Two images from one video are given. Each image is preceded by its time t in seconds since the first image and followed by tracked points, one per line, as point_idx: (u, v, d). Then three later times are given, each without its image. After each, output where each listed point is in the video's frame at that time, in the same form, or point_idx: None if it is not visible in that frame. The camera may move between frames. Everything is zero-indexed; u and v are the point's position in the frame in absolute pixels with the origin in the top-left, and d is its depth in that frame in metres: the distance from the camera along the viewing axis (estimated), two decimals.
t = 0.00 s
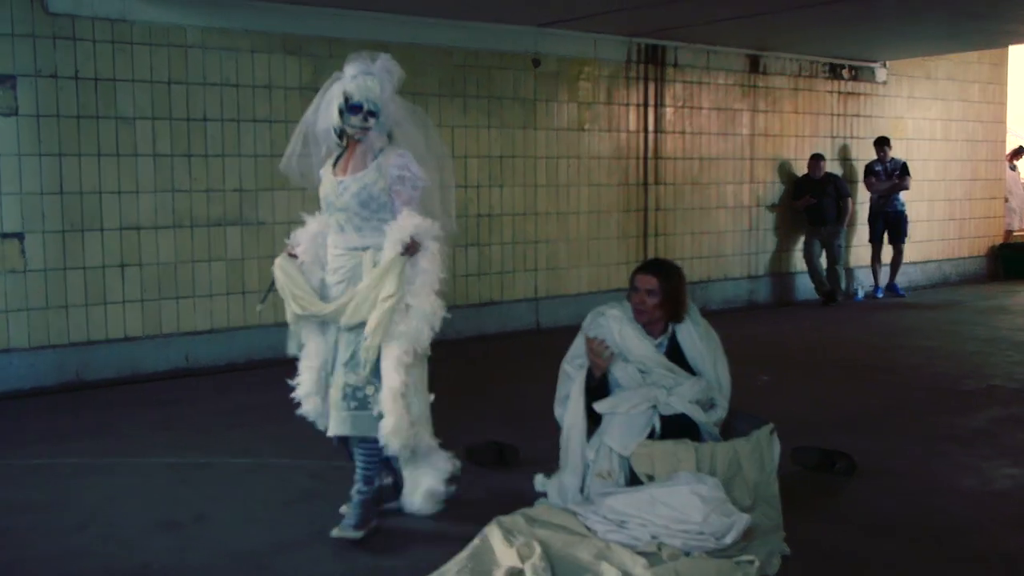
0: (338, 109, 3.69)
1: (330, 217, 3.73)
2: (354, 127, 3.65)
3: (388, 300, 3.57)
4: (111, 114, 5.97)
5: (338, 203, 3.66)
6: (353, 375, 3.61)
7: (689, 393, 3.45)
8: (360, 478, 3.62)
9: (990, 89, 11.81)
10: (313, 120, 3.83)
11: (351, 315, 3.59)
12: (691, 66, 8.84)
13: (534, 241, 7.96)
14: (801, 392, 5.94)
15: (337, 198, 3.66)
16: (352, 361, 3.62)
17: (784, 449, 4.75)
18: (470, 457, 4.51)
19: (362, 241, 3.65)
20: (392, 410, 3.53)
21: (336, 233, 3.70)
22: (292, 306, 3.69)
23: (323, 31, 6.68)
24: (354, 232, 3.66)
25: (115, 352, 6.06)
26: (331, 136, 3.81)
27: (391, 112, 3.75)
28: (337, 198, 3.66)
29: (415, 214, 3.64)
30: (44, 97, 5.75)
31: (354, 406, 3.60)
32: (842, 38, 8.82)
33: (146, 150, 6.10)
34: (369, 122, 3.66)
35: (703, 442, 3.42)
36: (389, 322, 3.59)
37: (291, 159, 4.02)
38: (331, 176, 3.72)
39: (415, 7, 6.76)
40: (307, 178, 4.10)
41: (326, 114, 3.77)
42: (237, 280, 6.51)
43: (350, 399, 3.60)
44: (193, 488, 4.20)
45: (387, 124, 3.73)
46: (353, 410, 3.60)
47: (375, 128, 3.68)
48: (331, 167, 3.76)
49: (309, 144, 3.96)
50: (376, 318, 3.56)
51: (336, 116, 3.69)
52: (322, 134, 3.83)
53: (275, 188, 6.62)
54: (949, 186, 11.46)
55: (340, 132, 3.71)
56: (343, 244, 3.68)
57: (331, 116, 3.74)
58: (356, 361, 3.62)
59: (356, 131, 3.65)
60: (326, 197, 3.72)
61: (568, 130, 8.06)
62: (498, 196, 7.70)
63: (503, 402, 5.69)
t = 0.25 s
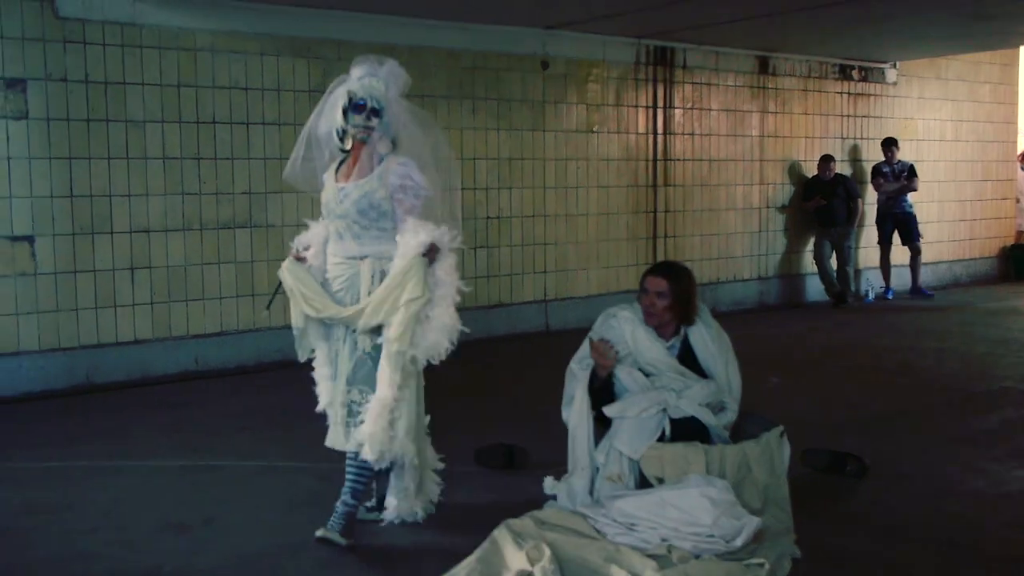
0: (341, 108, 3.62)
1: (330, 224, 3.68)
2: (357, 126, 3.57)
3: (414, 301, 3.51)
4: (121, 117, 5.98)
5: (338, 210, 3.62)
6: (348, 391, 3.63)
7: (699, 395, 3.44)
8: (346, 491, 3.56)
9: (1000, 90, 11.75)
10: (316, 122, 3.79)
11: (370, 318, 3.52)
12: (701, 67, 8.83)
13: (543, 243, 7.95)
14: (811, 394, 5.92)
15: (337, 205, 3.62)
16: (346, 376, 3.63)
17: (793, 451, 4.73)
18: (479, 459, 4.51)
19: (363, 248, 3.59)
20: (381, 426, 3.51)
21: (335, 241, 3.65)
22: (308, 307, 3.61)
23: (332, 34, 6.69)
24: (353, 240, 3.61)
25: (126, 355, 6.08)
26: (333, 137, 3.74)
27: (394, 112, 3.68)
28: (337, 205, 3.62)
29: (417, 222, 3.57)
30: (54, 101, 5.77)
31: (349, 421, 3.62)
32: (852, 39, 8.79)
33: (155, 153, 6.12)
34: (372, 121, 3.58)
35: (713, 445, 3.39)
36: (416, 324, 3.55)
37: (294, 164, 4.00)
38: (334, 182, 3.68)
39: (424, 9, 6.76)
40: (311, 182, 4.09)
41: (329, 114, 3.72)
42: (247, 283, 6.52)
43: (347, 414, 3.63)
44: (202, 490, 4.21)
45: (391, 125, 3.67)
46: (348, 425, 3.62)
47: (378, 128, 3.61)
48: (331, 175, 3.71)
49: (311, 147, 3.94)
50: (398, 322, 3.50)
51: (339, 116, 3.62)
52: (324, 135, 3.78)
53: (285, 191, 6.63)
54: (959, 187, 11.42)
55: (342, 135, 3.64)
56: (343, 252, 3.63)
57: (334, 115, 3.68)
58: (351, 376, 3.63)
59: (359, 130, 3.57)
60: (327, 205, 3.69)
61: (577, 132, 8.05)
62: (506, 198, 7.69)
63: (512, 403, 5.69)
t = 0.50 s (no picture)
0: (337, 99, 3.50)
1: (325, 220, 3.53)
2: (352, 117, 3.44)
3: (438, 295, 3.35)
4: (127, 114, 5.97)
5: (333, 205, 3.46)
6: (352, 395, 3.44)
7: (706, 392, 3.38)
8: (350, 495, 3.42)
9: (1013, 85, 11.65)
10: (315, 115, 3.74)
11: (388, 299, 3.32)
12: (710, 63, 8.76)
13: (551, 239, 7.91)
14: (821, 392, 5.87)
15: (332, 200, 3.46)
16: (349, 380, 3.45)
17: (803, 450, 4.68)
18: (486, 457, 4.47)
19: (360, 245, 3.46)
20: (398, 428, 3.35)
21: (331, 238, 3.51)
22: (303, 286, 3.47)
23: (339, 30, 6.66)
24: (348, 238, 3.46)
25: (133, 351, 6.07)
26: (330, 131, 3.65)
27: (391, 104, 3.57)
28: (332, 199, 3.47)
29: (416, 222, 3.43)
30: (60, 97, 5.75)
31: (360, 428, 3.43)
32: (863, 34, 8.71)
33: (162, 150, 6.10)
34: (368, 112, 3.45)
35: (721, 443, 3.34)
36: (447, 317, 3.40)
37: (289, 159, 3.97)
38: (327, 177, 3.53)
39: (431, 5, 6.72)
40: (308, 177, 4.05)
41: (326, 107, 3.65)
42: (254, 280, 6.50)
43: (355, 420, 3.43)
44: (208, 488, 4.19)
45: (387, 118, 3.54)
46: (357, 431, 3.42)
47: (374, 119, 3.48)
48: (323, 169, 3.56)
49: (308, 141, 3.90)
50: (431, 314, 3.34)
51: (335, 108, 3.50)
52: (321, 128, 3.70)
53: (292, 187, 6.61)
54: (971, 183, 11.33)
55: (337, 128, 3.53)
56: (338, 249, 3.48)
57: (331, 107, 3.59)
58: (353, 380, 3.44)
59: (354, 121, 3.44)
60: (320, 199, 3.53)
61: (585, 128, 8.01)
62: (514, 194, 7.66)
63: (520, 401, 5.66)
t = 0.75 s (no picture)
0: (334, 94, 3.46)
1: (321, 216, 3.46)
2: (350, 110, 3.40)
3: (448, 295, 3.28)
4: (134, 114, 5.98)
5: (331, 201, 3.41)
6: (350, 397, 3.36)
7: (712, 393, 3.37)
8: (356, 498, 3.40)
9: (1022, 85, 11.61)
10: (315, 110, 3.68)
11: (397, 291, 3.28)
12: (717, 63, 8.75)
13: (558, 240, 7.91)
14: (828, 393, 5.85)
15: (330, 195, 3.41)
16: (347, 382, 3.36)
17: (810, 451, 4.67)
18: (492, 458, 4.47)
19: (359, 242, 3.39)
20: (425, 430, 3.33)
21: (327, 234, 3.44)
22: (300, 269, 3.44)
23: (345, 30, 6.66)
24: (346, 235, 3.40)
25: (139, 351, 6.09)
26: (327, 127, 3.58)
27: (390, 96, 3.50)
28: (331, 195, 3.41)
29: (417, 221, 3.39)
30: (67, 98, 5.77)
31: (356, 429, 3.36)
32: (870, 34, 8.68)
33: (168, 150, 6.11)
34: (365, 105, 3.42)
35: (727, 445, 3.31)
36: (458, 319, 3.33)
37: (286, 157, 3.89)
38: (324, 173, 3.46)
39: (438, 5, 6.72)
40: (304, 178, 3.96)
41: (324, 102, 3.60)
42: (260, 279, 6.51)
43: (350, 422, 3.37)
44: (214, 488, 4.19)
45: (386, 112, 3.49)
46: (356, 433, 3.37)
47: (372, 113, 3.43)
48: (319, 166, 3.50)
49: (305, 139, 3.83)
50: (444, 314, 3.27)
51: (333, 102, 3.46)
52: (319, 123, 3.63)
53: (298, 187, 6.62)
54: (980, 183, 11.29)
55: (335, 123, 3.47)
56: (335, 246, 3.42)
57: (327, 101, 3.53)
58: (352, 381, 3.36)
59: (352, 115, 3.40)
60: (316, 195, 3.46)
61: (592, 128, 8.00)
62: (520, 195, 7.65)
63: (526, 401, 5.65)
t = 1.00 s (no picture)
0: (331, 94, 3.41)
1: (316, 217, 3.40)
2: (348, 111, 3.36)
3: (452, 298, 3.28)
4: (141, 116, 6.00)
5: (328, 203, 3.35)
6: (348, 408, 3.26)
7: (718, 395, 3.36)
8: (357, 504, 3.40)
9: None
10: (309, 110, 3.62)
11: (400, 290, 3.25)
12: (723, 65, 8.74)
13: (563, 242, 7.91)
14: (834, 396, 5.84)
15: (327, 197, 3.35)
16: (345, 392, 3.26)
17: (815, 454, 4.66)
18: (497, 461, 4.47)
19: (357, 244, 3.34)
20: (455, 440, 3.32)
21: (322, 237, 3.37)
22: (295, 266, 3.30)
23: (352, 33, 6.67)
24: (343, 238, 3.34)
25: (146, 353, 6.10)
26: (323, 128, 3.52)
27: (390, 97, 3.46)
28: (328, 196, 3.35)
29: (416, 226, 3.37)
30: (74, 101, 5.79)
31: (353, 440, 3.26)
32: (877, 36, 8.67)
33: (175, 152, 6.13)
34: (364, 105, 3.37)
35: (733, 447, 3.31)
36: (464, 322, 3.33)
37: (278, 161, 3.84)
38: (319, 174, 3.41)
39: (444, 8, 6.73)
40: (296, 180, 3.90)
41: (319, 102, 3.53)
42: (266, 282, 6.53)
43: (348, 434, 3.26)
44: (220, 490, 4.20)
45: (385, 112, 3.45)
46: (355, 447, 3.26)
47: (371, 114, 3.38)
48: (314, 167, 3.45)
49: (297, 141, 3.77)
50: (447, 316, 3.26)
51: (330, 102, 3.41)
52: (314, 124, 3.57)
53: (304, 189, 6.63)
54: (986, 186, 11.26)
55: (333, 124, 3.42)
56: (331, 248, 3.34)
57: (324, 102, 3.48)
58: (351, 390, 3.26)
59: (350, 116, 3.36)
60: (312, 196, 3.40)
61: (598, 130, 8.00)
62: (526, 197, 7.66)
63: (532, 404, 5.65)
